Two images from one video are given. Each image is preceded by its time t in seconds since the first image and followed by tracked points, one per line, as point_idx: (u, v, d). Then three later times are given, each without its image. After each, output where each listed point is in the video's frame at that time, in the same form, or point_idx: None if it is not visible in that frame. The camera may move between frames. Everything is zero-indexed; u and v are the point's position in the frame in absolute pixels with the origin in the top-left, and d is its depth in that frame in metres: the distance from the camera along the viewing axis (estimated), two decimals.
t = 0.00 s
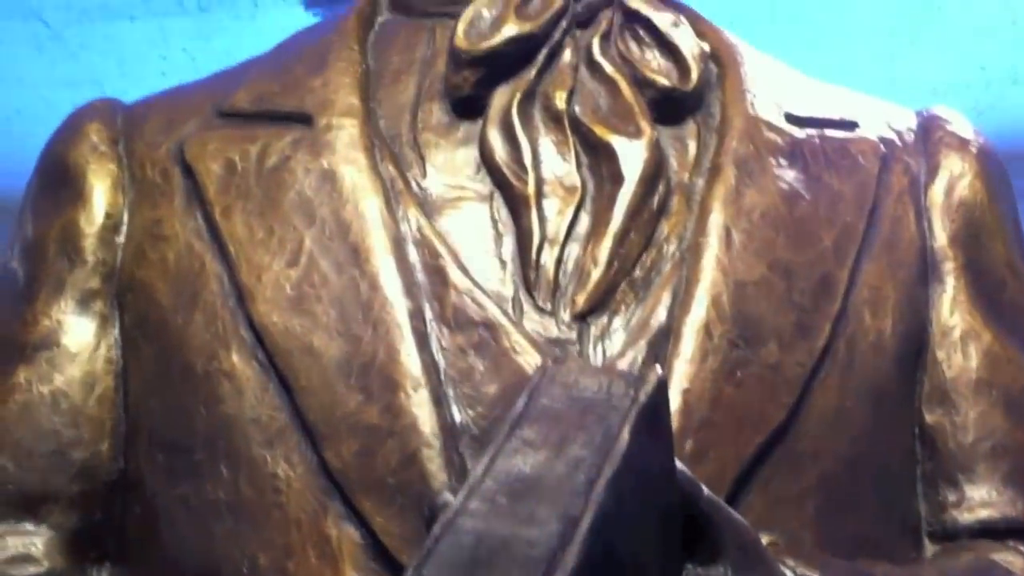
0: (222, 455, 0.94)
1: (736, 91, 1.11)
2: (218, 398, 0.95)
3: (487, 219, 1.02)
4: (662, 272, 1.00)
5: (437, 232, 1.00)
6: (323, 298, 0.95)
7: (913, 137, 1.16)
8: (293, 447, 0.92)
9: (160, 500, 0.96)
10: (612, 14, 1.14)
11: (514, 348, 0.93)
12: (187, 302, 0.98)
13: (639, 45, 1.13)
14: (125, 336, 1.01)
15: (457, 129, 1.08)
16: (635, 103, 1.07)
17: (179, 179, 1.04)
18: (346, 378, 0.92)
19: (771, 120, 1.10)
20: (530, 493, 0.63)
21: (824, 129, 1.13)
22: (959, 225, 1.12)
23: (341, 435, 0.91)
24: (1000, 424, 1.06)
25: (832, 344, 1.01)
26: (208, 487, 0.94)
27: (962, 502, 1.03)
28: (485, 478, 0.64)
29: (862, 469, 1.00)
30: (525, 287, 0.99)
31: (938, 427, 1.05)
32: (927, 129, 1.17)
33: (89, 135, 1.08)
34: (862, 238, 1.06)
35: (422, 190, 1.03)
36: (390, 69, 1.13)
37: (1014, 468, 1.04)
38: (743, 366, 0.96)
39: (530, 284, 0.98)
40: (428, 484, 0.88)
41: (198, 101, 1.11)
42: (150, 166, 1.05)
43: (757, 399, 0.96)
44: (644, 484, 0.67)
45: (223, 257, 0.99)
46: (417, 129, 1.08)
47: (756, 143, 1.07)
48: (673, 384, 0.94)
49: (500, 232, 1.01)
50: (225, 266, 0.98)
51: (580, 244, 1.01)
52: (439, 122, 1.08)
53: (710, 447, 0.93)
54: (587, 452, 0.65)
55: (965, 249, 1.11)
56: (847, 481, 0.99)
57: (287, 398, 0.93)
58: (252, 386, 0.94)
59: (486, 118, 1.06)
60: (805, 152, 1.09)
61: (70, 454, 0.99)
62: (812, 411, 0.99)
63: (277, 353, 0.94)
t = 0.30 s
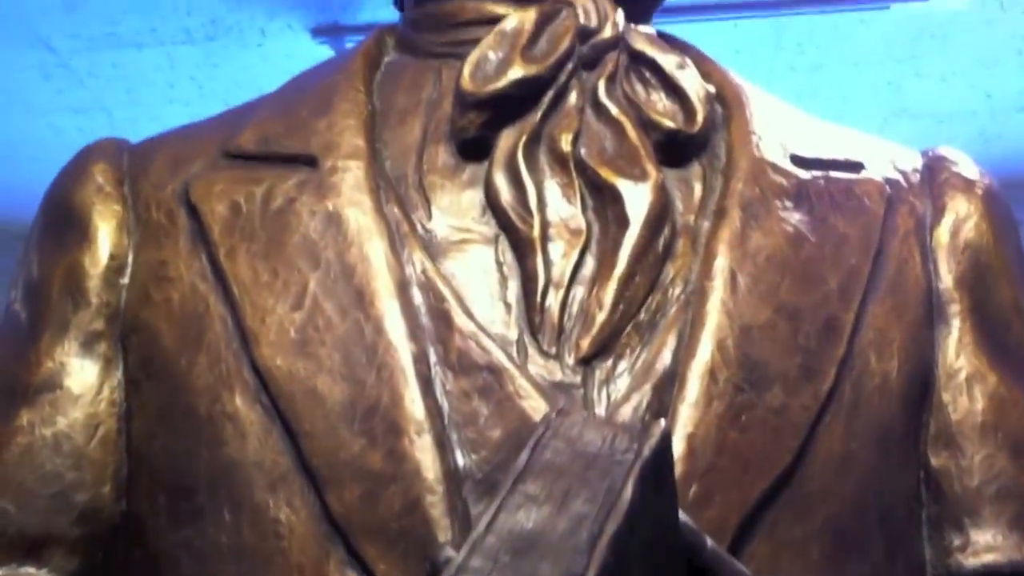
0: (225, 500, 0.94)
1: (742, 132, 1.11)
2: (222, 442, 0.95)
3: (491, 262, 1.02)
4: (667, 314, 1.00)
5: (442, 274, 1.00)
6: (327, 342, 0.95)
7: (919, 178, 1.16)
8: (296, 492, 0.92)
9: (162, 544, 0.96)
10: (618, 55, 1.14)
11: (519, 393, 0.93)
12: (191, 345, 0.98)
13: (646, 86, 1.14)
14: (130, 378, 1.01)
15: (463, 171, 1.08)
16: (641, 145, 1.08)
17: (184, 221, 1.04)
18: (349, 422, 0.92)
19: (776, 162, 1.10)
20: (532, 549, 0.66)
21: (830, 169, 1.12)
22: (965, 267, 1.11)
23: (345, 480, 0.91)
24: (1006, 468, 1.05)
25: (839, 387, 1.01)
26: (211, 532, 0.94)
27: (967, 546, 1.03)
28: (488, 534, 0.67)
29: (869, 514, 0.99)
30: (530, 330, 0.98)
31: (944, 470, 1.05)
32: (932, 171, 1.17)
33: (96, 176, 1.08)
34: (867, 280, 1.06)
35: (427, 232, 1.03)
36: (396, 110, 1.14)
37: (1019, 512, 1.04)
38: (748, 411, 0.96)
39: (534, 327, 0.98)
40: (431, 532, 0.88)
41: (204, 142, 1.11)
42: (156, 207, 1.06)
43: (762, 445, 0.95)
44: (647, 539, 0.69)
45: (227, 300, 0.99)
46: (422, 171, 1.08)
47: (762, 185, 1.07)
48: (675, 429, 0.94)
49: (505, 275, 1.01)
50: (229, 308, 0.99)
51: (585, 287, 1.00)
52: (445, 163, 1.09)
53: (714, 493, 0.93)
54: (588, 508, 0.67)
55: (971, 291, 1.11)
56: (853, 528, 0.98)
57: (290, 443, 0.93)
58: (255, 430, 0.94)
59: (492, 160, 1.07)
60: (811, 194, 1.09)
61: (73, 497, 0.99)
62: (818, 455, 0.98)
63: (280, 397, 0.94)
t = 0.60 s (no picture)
0: (226, 546, 0.95)
1: (742, 176, 1.11)
2: (223, 487, 0.96)
3: (492, 305, 1.02)
4: (668, 359, 1.01)
5: (442, 317, 1.00)
6: (328, 387, 0.96)
7: (918, 220, 1.16)
8: (296, 538, 0.93)
9: None
10: (619, 99, 1.15)
11: (519, 439, 0.93)
12: (194, 388, 0.99)
13: (647, 129, 1.15)
14: (132, 421, 1.02)
15: (465, 214, 1.09)
16: (641, 189, 1.08)
17: (188, 263, 1.05)
18: (349, 469, 0.93)
19: (776, 206, 1.10)
20: None
21: (829, 213, 1.13)
22: (964, 311, 1.11)
23: (346, 527, 0.91)
24: (1005, 514, 1.05)
25: (838, 432, 1.01)
26: None
27: None
28: None
29: (867, 562, 1.00)
30: (531, 374, 0.99)
31: (943, 516, 1.06)
32: (931, 214, 1.17)
33: (100, 218, 1.09)
34: (866, 325, 1.06)
35: (429, 276, 1.04)
36: (398, 153, 1.14)
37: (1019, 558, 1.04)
38: (747, 459, 0.96)
39: (535, 372, 0.99)
40: None
41: (208, 183, 1.12)
42: (159, 249, 1.07)
43: (761, 492, 0.96)
44: None
45: (230, 343, 1.00)
46: (424, 215, 1.09)
47: (762, 230, 1.08)
48: (676, 474, 0.94)
49: (505, 320, 1.02)
50: (231, 352, 0.99)
51: (585, 331, 1.01)
52: (446, 206, 1.09)
53: (714, 542, 0.93)
54: None
55: (971, 335, 1.11)
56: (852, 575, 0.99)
57: (291, 488, 0.94)
58: (257, 475, 0.95)
59: (493, 204, 1.07)
60: (811, 238, 1.10)
61: (74, 541, 1.00)
62: (818, 502, 0.98)
63: (282, 443, 0.94)
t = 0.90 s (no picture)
0: None
1: (739, 220, 1.12)
2: (223, 533, 0.96)
3: (491, 350, 1.03)
4: (666, 404, 1.01)
5: (442, 363, 1.01)
6: (327, 433, 0.96)
7: (914, 263, 1.17)
8: None
9: None
10: (616, 143, 1.15)
11: (517, 485, 0.94)
12: (194, 433, 1.00)
13: (645, 173, 1.15)
14: (131, 465, 1.02)
15: (464, 258, 1.09)
16: (639, 234, 1.09)
17: (188, 307, 1.06)
18: (348, 516, 0.93)
19: (773, 251, 1.11)
20: None
21: (825, 257, 1.13)
22: (961, 354, 1.12)
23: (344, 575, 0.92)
24: (1002, 558, 1.06)
25: (836, 477, 1.02)
26: None
27: None
28: None
29: None
30: (529, 420, 0.99)
31: (941, 560, 1.06)
32: (927, 257, 1.17)
33: (100, 262, 1.09)
34: (863, 370, 1.07)
35: (428, 321, 1.04)
36: (397, 197, 1.15)
37: None
38: (744, 505, 0.97)
39: (533, 418, 0.99)
40: None
41: (208, 226, 1.13)
42: (160, 293, 1.07)
43: (759, 538, 0.96)
44: None
45: (230, 389, 1.00)
46: (424, 259, 1.09)
47: (759, 274, 1.08)
48: (674, 523, 0.94)
49: (504, 365, 1.02)
50: (231, 397, 1.00)
51: (584, 376, 1.02)
52: (446, 250, 1.10)
53: None
54: None
55: (967, 379, 1.11)
56: None
57: (290, 534, 0.95)
58: (256, 520, 0.96)
59: (492, 249, 1.08)
60: (807, 281, 1.10)
61: None
62: (815, 548, 0.99)
63: (281, 489, 0.95)
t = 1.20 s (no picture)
0: None
1: (735, 264, 1.12)
2: None
3: (487, 396, 1.03)
4: (661, 450, 1.01)
5: (437, 409, 1.01)
6: (322, 480, 0.96)
7: (909, 306, 1.17)
8: None
9: None
10: (613, 187, 1.16)
11: (512, 532, 0.94)
12: (189, 479, 1.00)
13: (641, 218, 1.16)
14: (127, 510, 1.03)
15: (461, 302, 1.10)
16: (635, 279, 1.09)
17: (185, 351, 1.06)
18: (344, 564, 0.93)
19: (769, 295, 1.11)
20: None
21: (820, 300, 1.14)
22: (957, 398, 1.12)
23: None
24: None
25: (832, 523, 1.02)
26: None
27: None
28: None
29: None
30: (524, 467, 1.00)
31: None
32: (922, 300, 1.18)
33: (98, 305, 1.10)
34: (858, 414, 1.07)
35: (424, 365, 1.05)
36: (395, 240, 1.16)
37: None
38: (740, 553, 0.97)
39: (529, 464, 1.00)
40: None
41: (206, 269, 1.13)
42: (157, 336, 1.08)
43: None
44: None
45: (226, 435, 1.01)
46: (420, 303, 1.10)
47: (755, 318, 1.08)
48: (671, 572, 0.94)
49: (501, 410, 1.03)
50: (227, 442, 1.00)
51: (580, 422, 1.02)
52: (443, 294, 1.10)
53: None
54: None
55: (962, 423, 1.12)
56: None
57: None
58: (250, 567, 0.95)
59: (489, 294, 1.09)
60: (803, 325, 1.10)
61: None
62: None
63: (276, 536, 0.95)
